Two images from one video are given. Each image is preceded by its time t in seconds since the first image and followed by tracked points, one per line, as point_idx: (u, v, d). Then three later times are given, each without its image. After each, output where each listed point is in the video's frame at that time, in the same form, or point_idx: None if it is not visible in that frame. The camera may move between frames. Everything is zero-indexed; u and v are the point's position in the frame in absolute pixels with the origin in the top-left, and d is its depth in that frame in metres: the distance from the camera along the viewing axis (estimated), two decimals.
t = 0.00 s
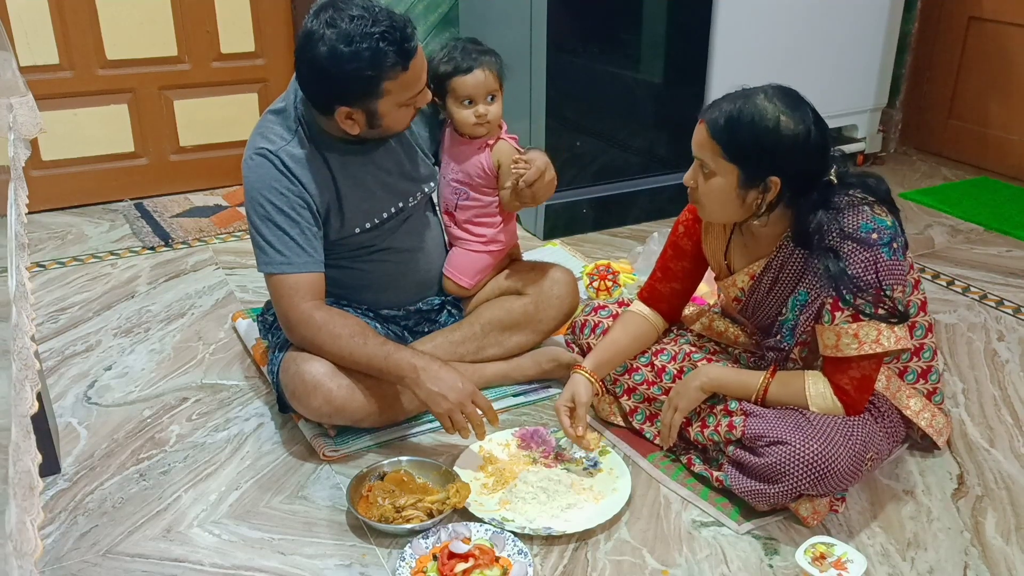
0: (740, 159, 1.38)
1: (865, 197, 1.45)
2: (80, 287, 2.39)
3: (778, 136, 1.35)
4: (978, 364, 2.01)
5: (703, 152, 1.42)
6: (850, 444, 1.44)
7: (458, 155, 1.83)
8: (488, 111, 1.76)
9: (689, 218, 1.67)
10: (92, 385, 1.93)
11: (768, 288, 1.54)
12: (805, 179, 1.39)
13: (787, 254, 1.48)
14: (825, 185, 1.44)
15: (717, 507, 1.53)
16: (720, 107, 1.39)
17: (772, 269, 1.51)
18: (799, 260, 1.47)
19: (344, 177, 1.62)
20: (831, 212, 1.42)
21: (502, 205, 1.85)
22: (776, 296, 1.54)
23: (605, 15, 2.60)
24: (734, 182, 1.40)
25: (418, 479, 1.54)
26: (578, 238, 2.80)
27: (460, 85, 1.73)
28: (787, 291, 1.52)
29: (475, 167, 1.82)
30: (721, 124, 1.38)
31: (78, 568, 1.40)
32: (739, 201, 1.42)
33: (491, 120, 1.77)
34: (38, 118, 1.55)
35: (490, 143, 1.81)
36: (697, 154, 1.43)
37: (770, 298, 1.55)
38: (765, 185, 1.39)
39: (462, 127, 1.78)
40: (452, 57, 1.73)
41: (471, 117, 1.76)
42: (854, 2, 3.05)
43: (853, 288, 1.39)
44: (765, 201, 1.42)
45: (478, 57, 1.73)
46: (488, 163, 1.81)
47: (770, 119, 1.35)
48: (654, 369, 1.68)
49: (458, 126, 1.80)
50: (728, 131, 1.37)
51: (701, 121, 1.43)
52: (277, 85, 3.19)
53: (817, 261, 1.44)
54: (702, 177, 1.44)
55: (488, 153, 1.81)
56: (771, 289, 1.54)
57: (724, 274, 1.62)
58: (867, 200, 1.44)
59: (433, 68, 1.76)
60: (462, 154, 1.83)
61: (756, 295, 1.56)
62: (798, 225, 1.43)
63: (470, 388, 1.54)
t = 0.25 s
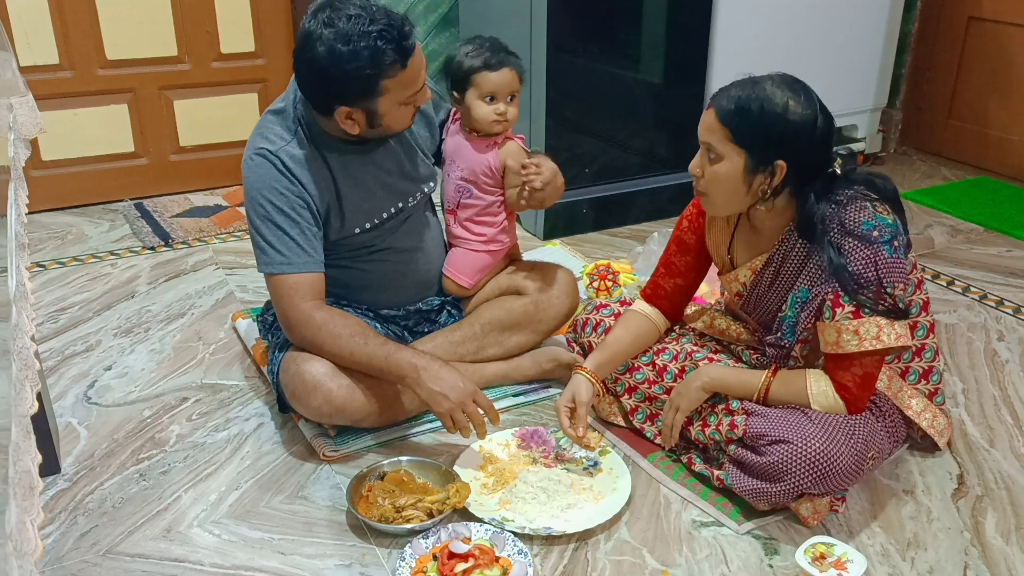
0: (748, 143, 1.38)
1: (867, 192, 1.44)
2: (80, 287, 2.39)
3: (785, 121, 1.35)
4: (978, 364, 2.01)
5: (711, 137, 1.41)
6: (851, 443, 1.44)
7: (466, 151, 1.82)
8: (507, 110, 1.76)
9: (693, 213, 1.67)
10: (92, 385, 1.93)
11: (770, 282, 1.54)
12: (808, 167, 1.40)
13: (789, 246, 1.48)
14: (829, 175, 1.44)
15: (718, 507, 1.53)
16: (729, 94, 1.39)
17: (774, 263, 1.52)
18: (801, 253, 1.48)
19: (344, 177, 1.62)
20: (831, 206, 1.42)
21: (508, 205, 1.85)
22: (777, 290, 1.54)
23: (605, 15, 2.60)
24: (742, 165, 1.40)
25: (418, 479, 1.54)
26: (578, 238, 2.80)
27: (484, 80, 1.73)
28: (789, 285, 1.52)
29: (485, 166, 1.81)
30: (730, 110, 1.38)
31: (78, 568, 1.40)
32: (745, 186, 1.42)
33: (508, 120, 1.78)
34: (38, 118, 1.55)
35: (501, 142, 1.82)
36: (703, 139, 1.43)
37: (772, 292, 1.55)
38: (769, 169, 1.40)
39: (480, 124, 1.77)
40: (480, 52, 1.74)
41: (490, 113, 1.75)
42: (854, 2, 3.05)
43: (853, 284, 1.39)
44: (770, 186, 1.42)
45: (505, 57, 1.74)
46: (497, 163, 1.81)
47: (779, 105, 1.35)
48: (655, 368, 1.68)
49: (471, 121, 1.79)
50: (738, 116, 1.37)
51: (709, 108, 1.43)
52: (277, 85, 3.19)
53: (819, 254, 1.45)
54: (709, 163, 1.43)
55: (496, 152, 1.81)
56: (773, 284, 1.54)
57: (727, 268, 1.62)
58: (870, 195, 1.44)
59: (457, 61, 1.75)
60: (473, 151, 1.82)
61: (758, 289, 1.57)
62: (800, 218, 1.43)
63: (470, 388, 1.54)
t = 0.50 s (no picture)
0: (780, 117, 1.38)
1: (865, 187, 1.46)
2: (80, 287, 2.39)
3: (803, 94, 1.39)
4: (978, 364, 2.01)
5: (739, 120, 1.39)
6: (852, 441, 1.44)
7: (465, 149, 1.82)
8: (506, 108, 1.76)
9: (692, 211, 1.66)
10: (93, 385, 1.93)
11: (766, 277, 1.54)
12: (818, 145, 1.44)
13: (787, 238, 1.47)
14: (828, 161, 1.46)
15: (718, 507, 1.53)
16: (743, 78, 1.40)
17: (770, 257, 1.51)
18: (798, 247, 1.46)
19: (347, 177, 1.62)
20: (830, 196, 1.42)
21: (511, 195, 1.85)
22: (774, 285, 1.54)
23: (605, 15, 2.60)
24: (777, 141, 1.39)
25: (417, 479, 1.54)
26: (578, 238, 2.80)
27: (484, 76, 1.73)
28: (786, 279, 1.51)
29: (483, 164, 1.81)
30: (754, 90, 1.38)
31: (78, 568, 1.40)
32: (780, 161, 1.41)
33: (507, 118, 1.78)
34: (38, 118, 1.55)
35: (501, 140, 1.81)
36: (728, 124, 1.40)
37: (769, 287, 1.55)
38: (798, 142, 1.41)
39: (478, 120, 1.77)
40: (483, 49, 1.74)
41: (489, 110, 1.75)
42: (854, 2, 3.05)
43: (847, 275, 1.40)
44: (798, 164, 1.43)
45: (507, 55, 1.74)
46: (496, 162, 1.81)
47: (794, 81, 1.39)
48: (654, 368, 1.68)
49: (471, 119, 1.79)
50: (764, 93, 1.38)
51: (723, 96, 1.41)
52: (277, 86, 3.19)
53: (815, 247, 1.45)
54: (736, 148, 1.41)
55: (495, 150, 1.81)
56: (768, 279, 1.54)
57: (725, 265, 1.62)
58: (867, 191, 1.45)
59: (460, 57, 1.76)
60: (471, 149, 1.82)
61: (755, 285, 1.57)
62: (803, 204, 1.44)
63: (471, 388, 1.54)
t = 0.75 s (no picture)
0: (759, 128, 1.38)
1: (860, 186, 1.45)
2: (79, 287, 2.39)
3: (791, 106, 1.37)
4: (978, 364, 2.00)
5: (716, 127, 1.41)
6: (852, 441, 1.44)
7: (462, 151, 1.82)
8: (501, 108, 1.76)
9: (691, 210, 1.66)
10: (92, 385, 1.92)
11: (765, 277, 1.54)
12: (810, 152, 1.42)
13: (785, 239, 1.47)
14: (822, 164, 1.44)
15: (718, 507, 1.53)
16: (731, 85, 1.40)
17: (768, 259, 1.51)
18: (794, 248, 1.47)
19: (348, 176, 1.62)
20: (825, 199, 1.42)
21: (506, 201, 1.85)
22: (772, 285, 1.53)
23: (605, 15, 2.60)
24: (751, 153, 1.40)
25: (418, 480, 1.54)
26: (578, 238, 2.80)
27: (476, 79, 1.72)
28: (783, 280, 1.51)
29: (479, 165, 1.81)
30: (736, 100, 1.39)
31: (78, 568, 1.40)
32: (754, 175, 1.42)
33: (502, 118, 1.77)
34: (37, 118, 1.54)
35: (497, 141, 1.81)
36: (707, 129, 1.43)
37: (768, 288, 1.55)
38: (779, 155, 1.40)
39: (473, 121, 1.77)
40: (471, 52, 1.73)
41: (484, 112, 1.75)
42: (854, 2, 3.05)
43: (848, 279, 1.39)
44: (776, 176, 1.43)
45: (497, 54, 1.73)
46: (493, 163, 1.81)
47: (784, 92, 1.37)
48: (654, 369, 1.68)
49: (466, 122, 1.79)
50: (747, 103, 1.38)
51: (709, 100, 1.43)
52: (278, 85, 3.19)
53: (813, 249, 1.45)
54: (713, 152, 1.44)
55: (492, 152, 1.81)
56: (767, 279, 1.54)
57: (724, 265, 1.62)
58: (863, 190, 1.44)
59: (449, 62, 1.75)
60: (467, 150, 1.82)
61: (754, 286, 1.57)
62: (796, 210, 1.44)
63: (471, 387, 1.54)
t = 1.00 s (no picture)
0: (748, 133, 1.38)
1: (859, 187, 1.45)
2: (79, 287, 2.39)
3: (782, 109, 1.36)
4: (978, 364, 2.01)
5: (710, 130, 1.41)
6: (851, 442, 1.44)
7: (465, 153, 1.82)
8: (506, 113, 1.75)
9: (691, 211, 1.66)
10: (91, 385, 1.92)
11: (764, 279, 1.54)
12: (801, 155, 1.41)
13: (784, 241, 1.47)
14: (819, 167, 1.45)
15: (718, 507, 1.53)
16: (724, 88, 1.40)
17: (768, 261, 1.51)
18: (793, 250, 1.47)
19: (343, 175, 1.62)
20: (821, 199, 1.43)
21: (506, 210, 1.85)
22: (772, 287, 1.53)
23: (605, 15, 2.60)
24: (743, 157, 1.40)
25: (417, 480, 1.54)
26: (578, 238, 2.80)
27: (483, 84, 1.72)
28: (782, 281, 1.51)
29: (483, 168, 1.81)
30: (729, 103, 1.38)
31: (78, 568, 1.40)
32: (747, 176, 1.41)
33: (507, 123, 1.77)
34: (37, 118, 1.54)
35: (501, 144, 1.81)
36: (701, 133, 1.42)
37: (767, 290, 1.55)
38: (772, 159, 1.40)
39: (478, 127, 1.76)
40: (476, 55, 1.72)
41: (490, 117, 1.75)
42: (854, 2, 3.05)
43: (847, 281, 1.39)
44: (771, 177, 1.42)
45: (503, 59, 1.73)
46: (496, 166, 1.81)
47: (776, 95, 1.37)
48: (654, 369, 1.68)
49: (469, 124, 1.78)
50: (738, 106, 1.38)
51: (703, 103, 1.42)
52: (278, 85, 3.19)
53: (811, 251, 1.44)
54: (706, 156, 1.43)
55: (496, 155, 1.80)
56: (767, 281, 1.54)
57: (724, 267, 1.62)
58: (861, 191, 1.44)
59: (454, 64, 1.74)
60: (471, 152, 1.81)
61: (754, 287, 1.57)
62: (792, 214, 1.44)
63: (471, 387, 1.53)
